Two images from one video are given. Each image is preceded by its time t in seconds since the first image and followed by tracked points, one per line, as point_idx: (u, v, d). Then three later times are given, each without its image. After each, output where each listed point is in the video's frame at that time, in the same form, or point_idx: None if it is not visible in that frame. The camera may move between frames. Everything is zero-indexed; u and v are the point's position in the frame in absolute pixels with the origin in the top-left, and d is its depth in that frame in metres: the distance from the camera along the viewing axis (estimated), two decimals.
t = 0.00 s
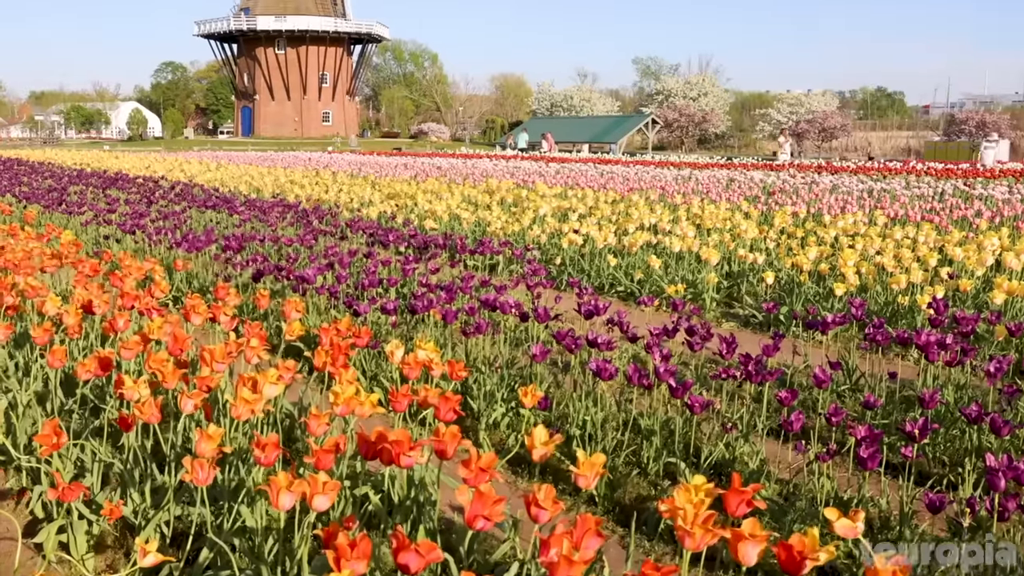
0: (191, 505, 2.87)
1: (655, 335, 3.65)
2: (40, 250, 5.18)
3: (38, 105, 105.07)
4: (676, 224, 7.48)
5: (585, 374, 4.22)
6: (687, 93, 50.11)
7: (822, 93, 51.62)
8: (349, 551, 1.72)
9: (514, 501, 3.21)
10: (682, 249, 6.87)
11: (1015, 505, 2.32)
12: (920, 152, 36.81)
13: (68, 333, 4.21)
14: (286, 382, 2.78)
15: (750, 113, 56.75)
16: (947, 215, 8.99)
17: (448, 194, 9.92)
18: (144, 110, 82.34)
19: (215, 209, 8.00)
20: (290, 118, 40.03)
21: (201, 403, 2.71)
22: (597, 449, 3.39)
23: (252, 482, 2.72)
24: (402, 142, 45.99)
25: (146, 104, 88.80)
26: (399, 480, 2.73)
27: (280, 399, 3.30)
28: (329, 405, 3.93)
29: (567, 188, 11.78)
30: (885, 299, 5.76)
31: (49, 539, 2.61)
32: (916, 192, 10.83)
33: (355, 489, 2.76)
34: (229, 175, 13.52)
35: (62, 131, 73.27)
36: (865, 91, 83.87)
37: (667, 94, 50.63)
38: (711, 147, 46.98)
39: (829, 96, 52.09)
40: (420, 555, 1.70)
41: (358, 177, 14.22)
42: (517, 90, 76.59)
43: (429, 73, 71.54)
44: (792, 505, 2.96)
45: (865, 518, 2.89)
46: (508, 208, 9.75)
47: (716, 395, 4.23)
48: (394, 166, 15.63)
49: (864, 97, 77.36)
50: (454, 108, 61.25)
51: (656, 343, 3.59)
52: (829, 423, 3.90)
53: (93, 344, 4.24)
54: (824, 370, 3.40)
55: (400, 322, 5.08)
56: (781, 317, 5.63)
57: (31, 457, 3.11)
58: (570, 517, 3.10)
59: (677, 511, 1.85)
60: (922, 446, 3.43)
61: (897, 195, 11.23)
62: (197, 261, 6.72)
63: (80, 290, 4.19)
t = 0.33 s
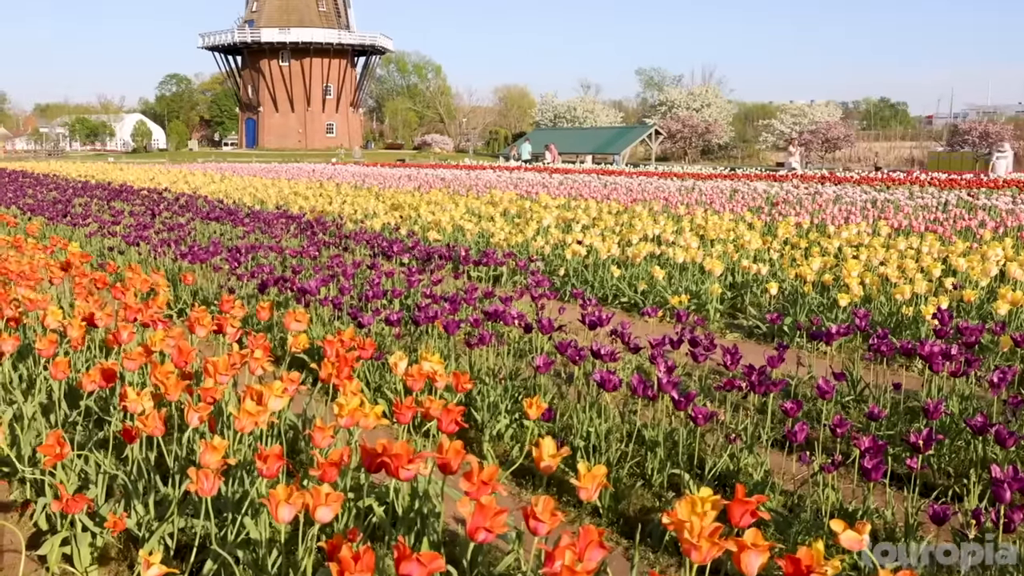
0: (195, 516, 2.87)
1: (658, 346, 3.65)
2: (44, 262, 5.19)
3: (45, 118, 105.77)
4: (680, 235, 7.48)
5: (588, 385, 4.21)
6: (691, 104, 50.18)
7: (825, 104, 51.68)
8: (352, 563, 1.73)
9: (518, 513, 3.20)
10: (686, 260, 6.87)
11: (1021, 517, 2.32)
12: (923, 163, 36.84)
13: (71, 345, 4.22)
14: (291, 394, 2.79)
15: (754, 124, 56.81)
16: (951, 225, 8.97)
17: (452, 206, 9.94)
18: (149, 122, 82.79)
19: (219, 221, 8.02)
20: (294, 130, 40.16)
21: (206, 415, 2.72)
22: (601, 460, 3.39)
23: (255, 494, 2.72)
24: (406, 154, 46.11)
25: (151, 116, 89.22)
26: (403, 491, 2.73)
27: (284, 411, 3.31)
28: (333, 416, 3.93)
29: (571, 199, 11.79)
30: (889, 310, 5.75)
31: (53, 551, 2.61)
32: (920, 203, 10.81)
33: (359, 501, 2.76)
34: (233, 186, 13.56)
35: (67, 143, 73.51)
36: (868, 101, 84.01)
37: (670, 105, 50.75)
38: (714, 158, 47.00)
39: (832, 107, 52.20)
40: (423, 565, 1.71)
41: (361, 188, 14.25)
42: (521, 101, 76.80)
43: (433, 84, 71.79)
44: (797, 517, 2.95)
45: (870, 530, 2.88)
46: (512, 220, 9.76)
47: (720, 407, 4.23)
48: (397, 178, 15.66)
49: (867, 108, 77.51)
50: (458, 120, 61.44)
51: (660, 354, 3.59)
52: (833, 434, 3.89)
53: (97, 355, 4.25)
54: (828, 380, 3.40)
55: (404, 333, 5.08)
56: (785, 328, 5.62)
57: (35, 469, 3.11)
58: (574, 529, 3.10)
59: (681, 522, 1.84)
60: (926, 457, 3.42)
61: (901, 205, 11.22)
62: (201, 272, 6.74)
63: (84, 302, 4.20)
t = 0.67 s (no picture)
0: (199, 531, 2.87)
1: (662, 359, 3.65)
2: (49, 276, 5.21)
3: (50, 132, 106.32)
4: (684, 248, 7.49)
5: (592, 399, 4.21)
6: (694, 117, 50.29)
7: (828, 117, 51.76)
8: None
9: (522, 527, 3.20)
10: (690, 273, 6.87)
11: None
12: (927, 175, 36.89)
13: (76, 359, 4.24)
14: (295, 408, 2.79)
15: (757, 136, 56.88)
16: (955, 237, 8.97)
17: (456, 219, 9.96)
18: (153, 136, 83.20)
19: (223, 234, 8.04)
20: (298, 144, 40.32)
21: (209, 429, 2.72)
22: (605, 474, 3.38)
23: (260, 508, 2.72)
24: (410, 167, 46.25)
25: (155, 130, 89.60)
26: (407, 506, 2.73)
27: (289, 425, 3.31)
28: (337, 430, 3.92)
29: (575, 213, 11.80)
30: (894, 322, 5.74)
31: (57, 565, 2.62)
32: (923, 215, 10.81)
33: (363, 515, 2.76)
34: (237, 200, 13.60)
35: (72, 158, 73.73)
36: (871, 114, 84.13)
37: (673, 118, 50.89)
38: (718, 171, 47.03)
39: (835, 119, 52.29)
40: None
41: (365, 202, 14.28)
42: (524, 113, 77.03)
43: (436, 98, 72.05)
44: (802, 531, 2.94)
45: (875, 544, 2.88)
46: (516, 233, 9.78)
47: (724, 419, 4.22)
48: (401, 191, 15.70)
49: (870, 120, 77.62)
50: (461, 133, 61.64)
51: (664, 367, 3.59)
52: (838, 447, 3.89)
53: (101, 370, 4.27)
54: (833, 394, 3.39)
55: (408, 346, 5.09)
56: (789, 341, 5.62)
57: (39, 484, 3.12)
58: (579, 543, 3.09)
59: (687, 538, 1.85)
60: (932, 470, 3.41)
61: (905, 218, 11.21)
62: (206, 285, 6.75)
63: (88, 316, 4.21)
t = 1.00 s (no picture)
0: (203, 544, 2.86)
1: (665, 371, 3.65)
2: (53, 289, 5.22)
3: (55, 145, 106.84)
4: (686, 259, 7.50)
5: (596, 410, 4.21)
6: (697, 128, 50.42)
7: (831, 128, 51.88)
8: None
9: (525, 540, 3.19)
10: (693, 285, 6.87)
11: None
12: (930, 186, 36.95)
13: (79, 372, 4.24)
14: (299, 420, 2.80)
15: (759, 148, 56.98)
16: (959, 248, 8.97)
17: (459, 231, 9.98)
18: (157, 149, 83.61)
19: (226, 247, 8.06)
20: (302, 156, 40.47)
21: (214, 442, 2.73)
22: (609, 486, 3.38)
23: (263, 521, 2.72)
24: (413, 178, 46.38)
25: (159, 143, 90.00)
26: (410, 519, 2.72)
27: (292, 437, 3.32)
28: (340, 443, 3.92)
29: (577, 225, 11.82)
30: (897, 333, 5.73)
31: None
32: (926, 226, 10.81)
33: (366, 528, 2.75)
34: (240, 212, 13.62)
35: (77, 171, 74.04)
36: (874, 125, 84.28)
37: (675, 129, 51.01)
38: (720, 182, 47.08)
39: (838, 130, 52.38)
40: None
41: (368, 214, 14.30)
42: (527, 126, 77.27)
43: (440, 110, 72.30)
44: (806, 543, 2.94)
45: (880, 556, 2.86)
46: (519, 245, 9.79)
47: (728, 431, 4.21)
48: (404, 203, 15.74)
49: (873, 131, 77.73)
50: (464, 145, 61.84)
51: (667, 379, 3.59)
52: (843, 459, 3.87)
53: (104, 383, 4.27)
54: (836, 405, 3.39)
55: (411, 358, 5.09)
56: (793, 352, 5.61)
57: (43, 498, 3.12)
58: (582, 556, 3.08)
59: (690, 551, 1.85)
60: (937, 482, 3.40)
61: (908, 228, 11.22)
62: (209, 298, 6.76)
63: (91, 329, 4.21)
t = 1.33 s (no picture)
0: (205, 557, 2.86)
1: (668, 383, 3.65)
2: (56, 302, 5.23)
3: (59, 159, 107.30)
4: (688, 271, 7.50)
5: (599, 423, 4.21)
6: (699, 140, 50.55)
7: (833, 140, 51.99)
8: None
9: (529, 553, 3.19)
10: (695, 297, 6.88)
11: None
12: (932, 196, 37.00)
13: (81, 386, 4.25)
14: (301, 433, 2.80)
15: (761, 159, 57.09)
16: (962, 259, 8.98)
17: (461, 243, 9.99)
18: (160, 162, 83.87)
19: (229, 259, 8.08)
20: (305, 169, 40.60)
21: (216, 455, 2.73)
22: (612, 499, 3.37)
23: (266, 535, 2.72)
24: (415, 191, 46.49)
25: (162, 156, 90.34)
26: (413, 532, 2.72)
27: (295, 450, 3.32)
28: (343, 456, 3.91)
29: (579, 237, 11.84)
30: (900, 345, 5.73)
31: None
32: (928, 237, 10.82)
33: (370, 541, 2.75)
34: (243, 225, 13.66)
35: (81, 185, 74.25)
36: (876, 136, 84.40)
37: (677, 141, 51.14)
38: (723, 194, 47.14)
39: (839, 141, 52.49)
40: None
41: (370, 226, 14.35)
42: (529, 138, 77.50)
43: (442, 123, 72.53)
44: (811, 556, 2.93)
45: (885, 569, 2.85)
46: (521, 257, 9.81)
47: (732, 443, 4.20)
48: (407, 216, 15.78)
49: (874, 142, 77.89)
50: (467, 158, 62.01)
51: (670, 392, 3.59)
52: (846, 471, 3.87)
53: (106, 396, 4.27)
54: (839, 418, 3.38)
55: (414, 371, 5.09)
56: (795, 364, 5.61)
57: (46, 511, 3.12)
58: (586, 569, 3.08)
59: (696, 564, 1.85)
60: (941, 494, 3.39)
61: (910, 240, 11.23)
62: (211, 310, 6.77)
63: (95, 342, 4.23)
